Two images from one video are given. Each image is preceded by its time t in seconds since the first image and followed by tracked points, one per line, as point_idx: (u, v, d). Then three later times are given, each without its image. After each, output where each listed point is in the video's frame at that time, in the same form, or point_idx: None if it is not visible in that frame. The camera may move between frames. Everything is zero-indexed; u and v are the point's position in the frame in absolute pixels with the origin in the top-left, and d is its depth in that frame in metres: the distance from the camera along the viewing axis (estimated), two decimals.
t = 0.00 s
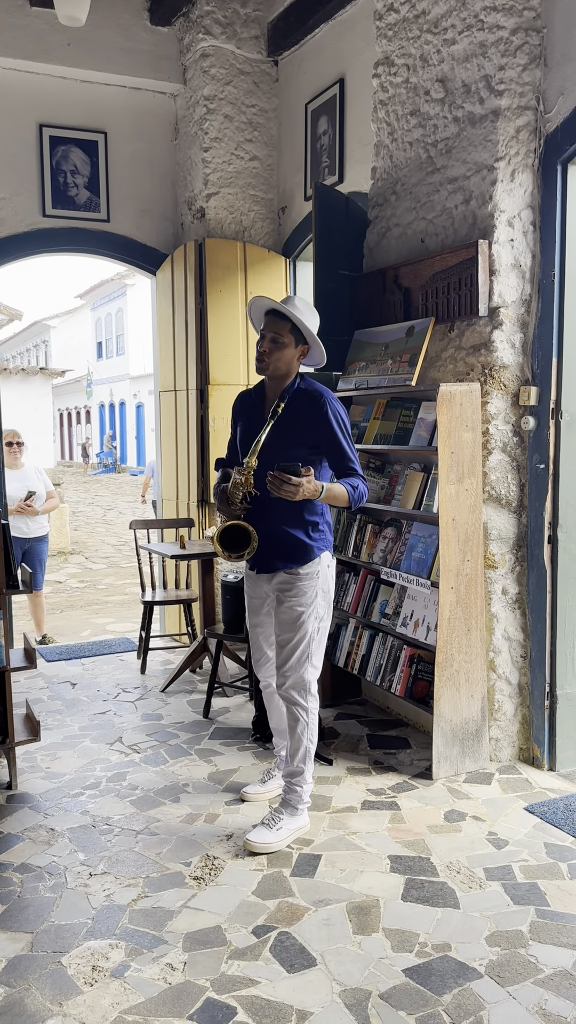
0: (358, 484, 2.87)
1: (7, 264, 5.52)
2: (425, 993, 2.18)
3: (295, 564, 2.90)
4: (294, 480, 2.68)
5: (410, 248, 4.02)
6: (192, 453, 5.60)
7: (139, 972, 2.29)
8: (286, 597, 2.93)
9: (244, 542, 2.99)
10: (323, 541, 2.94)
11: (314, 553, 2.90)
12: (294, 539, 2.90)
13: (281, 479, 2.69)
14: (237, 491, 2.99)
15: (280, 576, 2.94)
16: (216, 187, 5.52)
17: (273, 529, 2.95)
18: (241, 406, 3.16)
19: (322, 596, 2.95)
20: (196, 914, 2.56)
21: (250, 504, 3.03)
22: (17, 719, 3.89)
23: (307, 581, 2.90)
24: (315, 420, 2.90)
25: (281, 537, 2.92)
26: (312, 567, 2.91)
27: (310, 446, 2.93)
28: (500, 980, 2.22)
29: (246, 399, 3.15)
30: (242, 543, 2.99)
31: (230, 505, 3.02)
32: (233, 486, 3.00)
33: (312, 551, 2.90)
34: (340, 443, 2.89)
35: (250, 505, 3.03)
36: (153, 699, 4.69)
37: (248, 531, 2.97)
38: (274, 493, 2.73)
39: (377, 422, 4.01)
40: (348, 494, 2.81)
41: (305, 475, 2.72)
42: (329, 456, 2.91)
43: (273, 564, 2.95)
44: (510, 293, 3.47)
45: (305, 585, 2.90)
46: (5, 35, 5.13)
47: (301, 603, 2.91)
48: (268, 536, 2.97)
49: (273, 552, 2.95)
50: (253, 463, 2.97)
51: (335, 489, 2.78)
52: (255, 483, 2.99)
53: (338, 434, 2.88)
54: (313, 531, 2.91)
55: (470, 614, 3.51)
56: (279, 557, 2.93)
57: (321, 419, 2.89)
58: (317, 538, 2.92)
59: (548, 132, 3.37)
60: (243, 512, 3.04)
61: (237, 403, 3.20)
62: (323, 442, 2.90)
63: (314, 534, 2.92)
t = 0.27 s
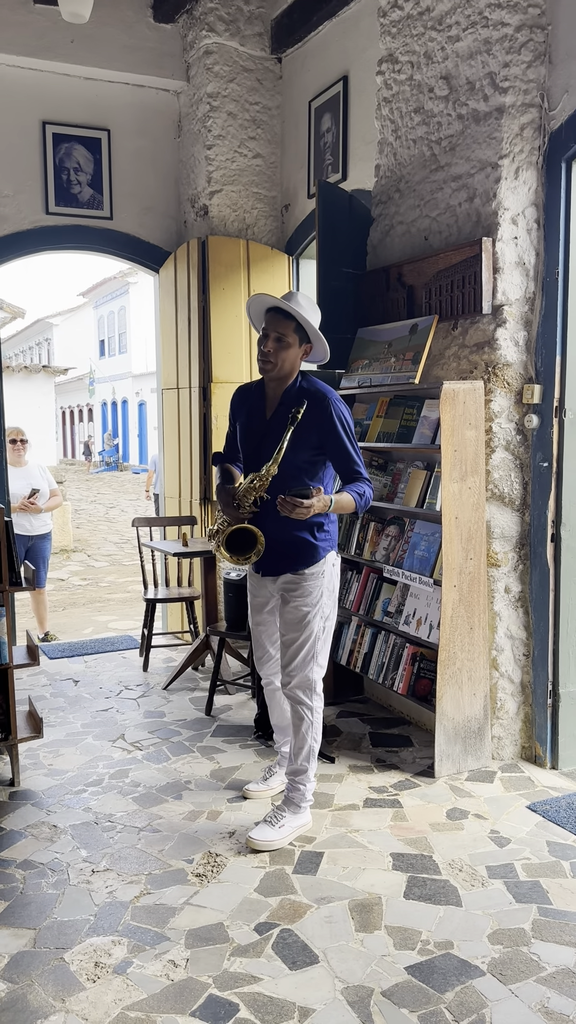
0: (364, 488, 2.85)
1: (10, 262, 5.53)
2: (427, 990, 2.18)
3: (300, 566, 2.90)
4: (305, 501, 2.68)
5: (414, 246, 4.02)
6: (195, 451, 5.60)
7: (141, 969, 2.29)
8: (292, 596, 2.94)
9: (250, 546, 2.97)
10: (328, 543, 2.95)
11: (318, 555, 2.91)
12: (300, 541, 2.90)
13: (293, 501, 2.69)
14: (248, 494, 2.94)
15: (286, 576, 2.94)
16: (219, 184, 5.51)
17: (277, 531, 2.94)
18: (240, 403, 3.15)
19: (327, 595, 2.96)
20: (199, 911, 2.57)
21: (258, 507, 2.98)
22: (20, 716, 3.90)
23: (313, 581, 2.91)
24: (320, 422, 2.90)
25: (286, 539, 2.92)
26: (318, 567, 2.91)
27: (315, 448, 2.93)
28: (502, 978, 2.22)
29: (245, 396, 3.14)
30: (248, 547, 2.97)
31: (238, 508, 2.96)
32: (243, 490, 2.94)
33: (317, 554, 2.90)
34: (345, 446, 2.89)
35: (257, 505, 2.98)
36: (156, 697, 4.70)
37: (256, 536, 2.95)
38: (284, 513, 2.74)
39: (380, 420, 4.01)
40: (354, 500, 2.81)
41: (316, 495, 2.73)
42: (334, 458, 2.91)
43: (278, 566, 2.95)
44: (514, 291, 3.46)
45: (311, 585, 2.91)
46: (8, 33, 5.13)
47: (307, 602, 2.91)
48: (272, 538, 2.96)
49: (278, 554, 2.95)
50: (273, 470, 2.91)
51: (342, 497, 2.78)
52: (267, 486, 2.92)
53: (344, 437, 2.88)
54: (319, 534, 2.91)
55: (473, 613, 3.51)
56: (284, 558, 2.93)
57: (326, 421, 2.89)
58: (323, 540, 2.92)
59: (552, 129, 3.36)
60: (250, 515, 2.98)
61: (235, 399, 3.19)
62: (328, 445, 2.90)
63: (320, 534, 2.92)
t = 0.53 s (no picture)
0: (371, 490, 2.86)
1: (14, 259, 5.53)
2: (430, 989, 2.18)
3: (303, 568, 2.90)
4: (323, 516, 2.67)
5: (418, 244, 4.01)
6: (198, 449, 5.60)
7: (145, 966, 2.29)
8: (292, 597, 2.94)
9: (249, 550, 2.98)
10: (331, 545, 2.95)
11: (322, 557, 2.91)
12: (303, 544, 2.90)
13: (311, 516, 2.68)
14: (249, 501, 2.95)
15: (288, 577, 2.94)
16: (224, 182, 5.50)
17: (280, 534, 2.95)
18: (237, 403, 3.12)
19: (328, 596, 2.96)
20: (202, 909, 2.57)
21: (258, 512, 2.99)
22: (24, 713, 3.90)
23: (314, 582, 2.91)
24: (323, 423, 2.88)
25: (290, 541, 2.92)
26: (320, 567, 2.91)
27: (318, 450, 2.91)
28: (505, 977, 2.22)
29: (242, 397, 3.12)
30: (247, 551, 2.98)
31: (238, 512, 2.98)
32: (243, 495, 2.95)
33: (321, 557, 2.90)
34: (349, 447, 2.87)
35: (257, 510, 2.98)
36: (159, 694, 4.70)
37: (255, 541, 2.96)
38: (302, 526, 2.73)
39: (384, 418, 4.01)
40: (364, 505, 2.81)
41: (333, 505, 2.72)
42: (338, 460, 2.89)
43: (281, 569, 2.94)
44: (519, 289, 3.46)
45: (312, 585, 2.91)
46: (13, 31, 5.13)
47: (308, 603, 2.91)
48: (275, 541, 2.95)
49: (282, 557, 2.94)
50: (274, 483, 2.90)
51: (353, 502, 2.78)
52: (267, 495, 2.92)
53: (347, 439, 2.86)
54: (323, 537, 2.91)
55: (477, 610, 3.50)
56: (288, 561, 2.93)
57: (330, 422, 2.87)
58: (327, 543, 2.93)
59: (558, 127, 3.35)
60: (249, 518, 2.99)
61: (231, 398, 3.16)
62: (331, 446, 2.88)
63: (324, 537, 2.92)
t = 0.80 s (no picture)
0: (374, 494, 2.82)
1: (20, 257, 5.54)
2: (435, 986, 2.18)
3: (307, 570, 2.90)
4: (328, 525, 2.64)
5: (424, 242, 4.01)
6: (204, 447, 5.60)
7: (150, 963, 2.30)
8: (295, 597, 2.93)
9: (249, 555, 2.97)
10: (335, 546, 2.95)
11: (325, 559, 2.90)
12: (306, 547, 2.90)
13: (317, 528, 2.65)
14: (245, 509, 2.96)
15: (291, 577, 2.94)
16: (229, 180, 5.50)
17: (282, 537, 2.95)
18: (236, 403, 3.13)
19: (331, 597, 2.96)
20: (207, 906, 2.57)
21: (257, 519, 2.99)
22: (29, 710, 3.91)
23: (316, 582, 2.90)
24: (324, 426, 2.86)
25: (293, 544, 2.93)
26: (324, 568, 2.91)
27: (319, 452, 2.89)
28: (510, 975, 2.22)
29: (242, 400, 3.12)
30: (248, 555, 2.97)
31: (237, 518, 2.99)
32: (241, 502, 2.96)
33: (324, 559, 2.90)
34: (350, 450, 2.84)
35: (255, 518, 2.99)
36: (164, 692, 4.71)
37: (255, 547, 2.96)
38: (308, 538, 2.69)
39: (390, 417, 4.00)
40: (367, 509, 2.78)
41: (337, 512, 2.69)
42: (338, 462, 2.86)
43: (285, 571, 2.95)
44: (525, 288, 3.45)
45: (315, 586, 2.91)
46: (20, 29, 5.13)
47: (311, 604, 2.91)
48: (279, 544, 2.97)
49: (285, 559, 2.96)
50: (262, 497, 2.92)
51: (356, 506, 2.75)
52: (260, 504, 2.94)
53: (348, 440, 2.83)
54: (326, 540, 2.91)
55: (482, 609, 3.50)
56: (291, 563, 2.94)
57: (330, 424, 2.85)
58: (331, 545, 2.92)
59: (565, 124, 3.34)
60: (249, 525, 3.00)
61: (230, 398, 3.17)
62: (331, 448, 2.86)
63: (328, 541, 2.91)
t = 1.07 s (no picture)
0: (378, 492, 2.80)
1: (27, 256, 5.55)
2: (441, 985, 2.18)
3: (312, 569, 2.90)
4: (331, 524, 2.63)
5: (431, 241, 4.00)
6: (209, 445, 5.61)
7: (156, 960, 2.31)
8: (300, 596, 2.94)
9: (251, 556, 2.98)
10: (340, 545, 2.94)
11: (330, 558, 2.90)
12: (310, 546, 2.90)
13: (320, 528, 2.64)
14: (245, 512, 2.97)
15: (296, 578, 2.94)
16: (236, 179, 5.50)
17: (287, 537, 2.96)
18: (238, 403, 3.15)
19: (336, 596, 2.97)
20: (213, 904, 2.58)
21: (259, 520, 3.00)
22: (36, 708, 3.92)
23: (322, 582, 2.91)
24: (327, 424, 2.86)
25: (298, 544, 2.93)
26: (328, 567, 2.92)
27: (323, 451, 2.89)
28: (516, 974, 2.22)
29: (244, 400, 3.13)
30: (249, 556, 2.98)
31: (237, 520, 3.00)
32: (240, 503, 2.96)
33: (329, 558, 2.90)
34: (354, 448, 2.83)
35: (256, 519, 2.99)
36: (170, 690, 4.72)
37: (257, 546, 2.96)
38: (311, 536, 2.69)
39: (396, 416, 4.00)
40: (371, 507, 2.76)
41: (341, 511, 2.68)
42: (342, 461, 2.85)
43: (290, 571, 2.95)
44: (532, 286, 3.44)
45: (320, 586, 2.91)
46: (27, 28, 5.14)
47: (316, 603, 2.92)
48: (283, 544, 2.97)
49: (289, 559, 2.96)
50: (258, 496, 2.93)
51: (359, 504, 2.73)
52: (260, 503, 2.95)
53: (351, 439, 2.82)
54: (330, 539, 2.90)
55: (488, 608, 3.50)
56: (296, 562, 2.94)
57: (333, 423, 2.84)
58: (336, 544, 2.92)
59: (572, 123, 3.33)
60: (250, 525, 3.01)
61: (232, 397, 3.18)
62: (334, 447, 2.85)
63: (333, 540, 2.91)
